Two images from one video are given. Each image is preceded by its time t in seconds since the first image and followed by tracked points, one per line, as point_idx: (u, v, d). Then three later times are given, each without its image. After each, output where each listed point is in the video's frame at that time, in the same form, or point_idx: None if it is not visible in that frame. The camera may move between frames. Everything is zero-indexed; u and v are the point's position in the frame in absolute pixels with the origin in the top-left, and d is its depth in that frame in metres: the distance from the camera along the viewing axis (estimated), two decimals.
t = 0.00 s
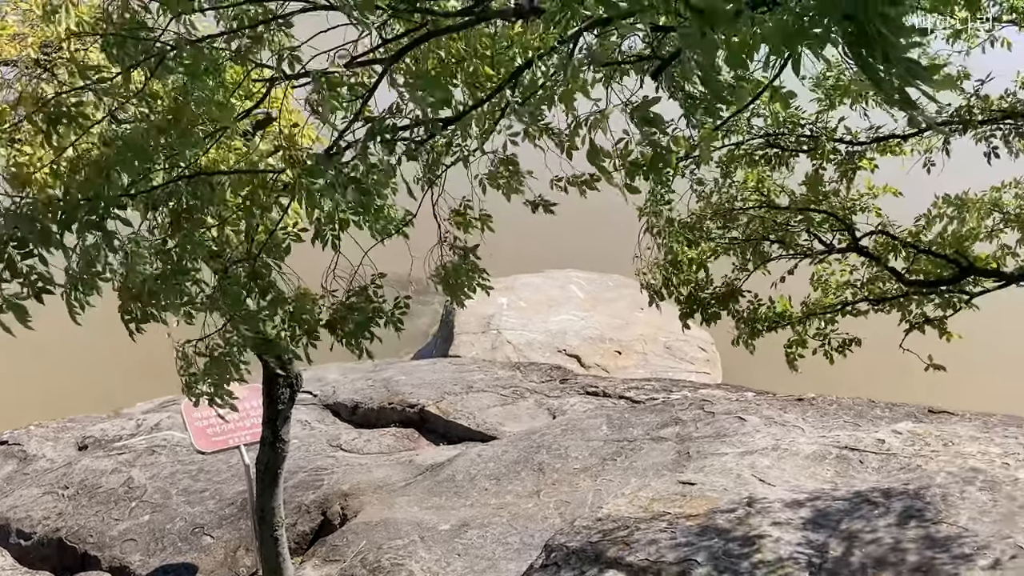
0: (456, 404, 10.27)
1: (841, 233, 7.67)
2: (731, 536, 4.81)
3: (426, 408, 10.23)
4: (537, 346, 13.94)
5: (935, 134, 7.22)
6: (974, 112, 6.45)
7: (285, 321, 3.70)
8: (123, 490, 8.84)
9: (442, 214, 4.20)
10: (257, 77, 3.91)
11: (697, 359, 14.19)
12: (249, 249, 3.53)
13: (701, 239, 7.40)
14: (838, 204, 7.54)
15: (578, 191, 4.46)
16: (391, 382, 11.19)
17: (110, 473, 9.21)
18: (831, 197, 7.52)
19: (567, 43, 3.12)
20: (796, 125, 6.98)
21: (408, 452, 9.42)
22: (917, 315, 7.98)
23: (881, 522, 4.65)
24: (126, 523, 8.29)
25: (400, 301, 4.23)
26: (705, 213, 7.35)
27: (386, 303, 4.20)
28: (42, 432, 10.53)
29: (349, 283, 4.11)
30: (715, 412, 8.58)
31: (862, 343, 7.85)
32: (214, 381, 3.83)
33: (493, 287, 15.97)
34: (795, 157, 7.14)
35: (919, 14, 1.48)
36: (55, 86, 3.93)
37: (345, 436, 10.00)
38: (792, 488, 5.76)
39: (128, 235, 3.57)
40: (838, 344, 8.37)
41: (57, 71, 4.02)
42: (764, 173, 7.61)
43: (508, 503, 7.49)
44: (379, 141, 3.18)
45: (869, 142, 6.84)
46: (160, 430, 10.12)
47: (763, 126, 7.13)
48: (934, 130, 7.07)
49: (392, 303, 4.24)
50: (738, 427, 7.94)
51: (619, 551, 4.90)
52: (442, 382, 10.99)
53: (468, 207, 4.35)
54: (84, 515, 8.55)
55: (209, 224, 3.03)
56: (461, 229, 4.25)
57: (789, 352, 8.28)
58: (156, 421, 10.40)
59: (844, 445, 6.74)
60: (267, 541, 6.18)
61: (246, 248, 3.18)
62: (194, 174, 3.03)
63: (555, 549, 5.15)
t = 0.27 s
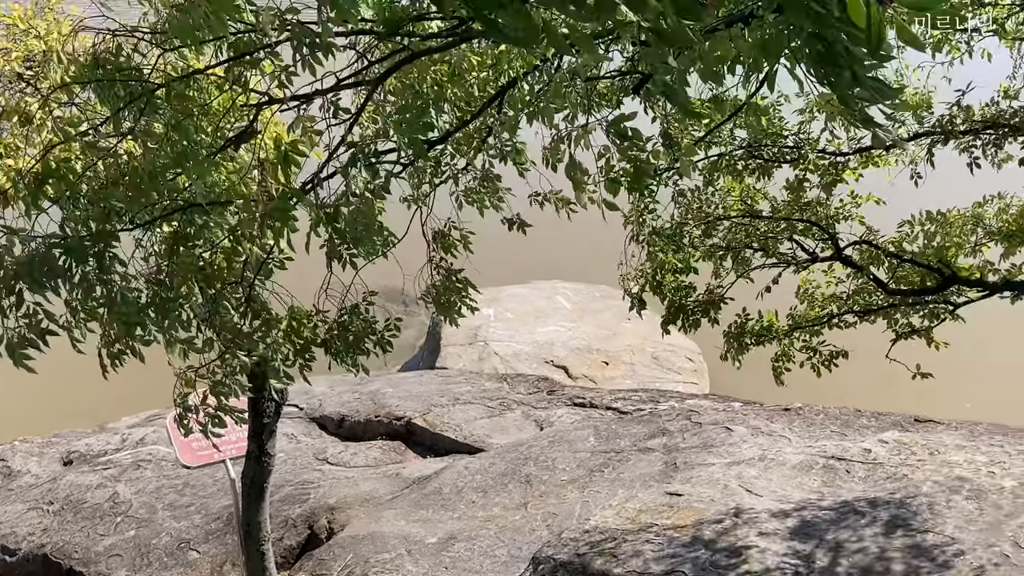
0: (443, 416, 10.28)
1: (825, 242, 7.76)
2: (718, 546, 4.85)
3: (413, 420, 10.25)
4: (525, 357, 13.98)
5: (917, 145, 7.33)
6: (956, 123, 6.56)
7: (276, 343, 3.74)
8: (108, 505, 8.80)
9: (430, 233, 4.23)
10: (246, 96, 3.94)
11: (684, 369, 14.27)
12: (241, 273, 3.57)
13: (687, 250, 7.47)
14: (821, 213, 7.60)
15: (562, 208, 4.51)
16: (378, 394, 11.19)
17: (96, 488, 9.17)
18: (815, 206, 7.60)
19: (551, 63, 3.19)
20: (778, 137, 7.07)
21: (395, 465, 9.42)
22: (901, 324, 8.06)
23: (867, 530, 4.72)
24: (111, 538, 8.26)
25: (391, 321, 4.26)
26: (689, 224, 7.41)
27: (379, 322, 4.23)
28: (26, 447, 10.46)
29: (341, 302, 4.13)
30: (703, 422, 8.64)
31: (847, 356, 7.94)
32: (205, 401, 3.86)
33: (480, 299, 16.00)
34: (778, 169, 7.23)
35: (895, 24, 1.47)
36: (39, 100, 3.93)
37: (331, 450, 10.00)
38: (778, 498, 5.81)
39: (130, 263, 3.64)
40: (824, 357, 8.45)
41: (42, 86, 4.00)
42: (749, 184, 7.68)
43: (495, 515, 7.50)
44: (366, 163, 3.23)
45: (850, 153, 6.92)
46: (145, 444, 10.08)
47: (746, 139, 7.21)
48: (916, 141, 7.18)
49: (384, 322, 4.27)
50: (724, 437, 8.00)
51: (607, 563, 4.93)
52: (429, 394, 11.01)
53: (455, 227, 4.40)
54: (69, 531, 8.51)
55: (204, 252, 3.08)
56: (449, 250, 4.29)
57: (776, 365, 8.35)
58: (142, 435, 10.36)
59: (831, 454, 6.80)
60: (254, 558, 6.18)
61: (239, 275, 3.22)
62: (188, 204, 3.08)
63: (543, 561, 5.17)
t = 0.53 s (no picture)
0: (432, 429, 10.30)
1: (811, 253, 7.84)
2: (707, 558, 4.89)
3: (402, 433, 10.26)
4: (513, 368, 14.00)
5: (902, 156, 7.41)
6: (940, 135, 6.64)
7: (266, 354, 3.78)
8: (96, 520, 8.76)
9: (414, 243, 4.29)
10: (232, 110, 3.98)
11: (673, 379, 14.32)
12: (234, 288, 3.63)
13: (673, 262, 7.53)
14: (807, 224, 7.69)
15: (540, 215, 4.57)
16: (367, 407, 11.20)
17: (84, 504, 9.13)
18: (799, 218, 7.67)
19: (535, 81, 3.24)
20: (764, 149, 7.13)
21: (385, 478, 9.43)
22: (888, 333, 8.14)
23: (852, 540, 4.77)
24: (99, 554, 8.22)
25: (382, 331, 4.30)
26: (675, 237, 7.47)
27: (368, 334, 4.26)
28: (13, 463, 10.41)
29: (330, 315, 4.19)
30: (692, 432, 8.68)
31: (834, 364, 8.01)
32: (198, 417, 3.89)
33: (468, 311, 16.03)
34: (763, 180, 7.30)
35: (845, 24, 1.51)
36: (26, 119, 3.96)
37: (320, 463, 9.99)
38: (766, 508, 5.86)
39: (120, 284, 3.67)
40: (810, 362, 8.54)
41: (29, 103, 4.01)
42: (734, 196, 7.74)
43: (485, 528, 7.50)
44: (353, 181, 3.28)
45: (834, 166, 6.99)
46: (133, 459, 10.04)
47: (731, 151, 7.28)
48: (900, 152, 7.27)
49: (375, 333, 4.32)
50: (713, 448, 8.05)
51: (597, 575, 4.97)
52: (417, 407, 11.01)
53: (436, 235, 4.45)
54: (57, 547, 8.48)
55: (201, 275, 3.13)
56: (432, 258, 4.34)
57: (762, 371, 8.41)
58: (130, 450, 10.32)
59: (819, 464, 6.85)
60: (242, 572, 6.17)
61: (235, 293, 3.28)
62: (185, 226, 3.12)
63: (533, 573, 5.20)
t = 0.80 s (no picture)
0: (422, 440, 10.29)
1: (799, 263, 7.90)
2: (698, 567, 4.90)
3: (392, 445, 10.25)
4: (504, 379, 14.00)
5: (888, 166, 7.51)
6: (926, 145, 6.72)
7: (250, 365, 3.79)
8: (85, 536, 8.71)
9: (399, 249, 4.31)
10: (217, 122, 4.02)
11: (663, 388, 14.34)
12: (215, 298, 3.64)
13: (661, 272, 7.57)
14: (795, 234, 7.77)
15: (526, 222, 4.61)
16: (356, 419, 11.18)
17: (72, 519, 9.07)
18: (786, 228, 7.74)
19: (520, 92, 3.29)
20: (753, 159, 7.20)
21: (375, 490, 9.40)
22: (877, 342, 8.19)
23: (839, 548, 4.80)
24: (88, 569, 8.17)
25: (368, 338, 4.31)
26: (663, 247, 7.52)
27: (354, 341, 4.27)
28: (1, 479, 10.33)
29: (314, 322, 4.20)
30: (682, 442, 8.70)
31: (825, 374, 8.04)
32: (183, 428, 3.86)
33: (458, 322, 16.04)
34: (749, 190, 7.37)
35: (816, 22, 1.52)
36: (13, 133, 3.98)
37: (310, 476, 9.96)
38: (756, 517, 5.89)
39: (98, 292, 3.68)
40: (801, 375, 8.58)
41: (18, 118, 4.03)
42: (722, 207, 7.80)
43: (476, 540, 7.46)
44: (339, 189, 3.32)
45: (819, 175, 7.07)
46: (122, 474, 9.99)
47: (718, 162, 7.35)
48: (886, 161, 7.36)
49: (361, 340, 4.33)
50: (704, 457, 8.07)
51: None
52: (407, 419, 11.00)
53: (423, 241, 4.48)
54: (45, 563, 8.42)
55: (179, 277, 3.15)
56: (416, 262, 4.37)
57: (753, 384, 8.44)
58: (118, 464, 10.26)
59: (809, 473, 6.88)
60: None
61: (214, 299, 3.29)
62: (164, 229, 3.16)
63: None
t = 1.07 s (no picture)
0: (412, 447, 10.26)
1: (787, 268, 7.93)
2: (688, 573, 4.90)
3: (381, 453, 10.21)
4: (492, 385, 13.98)
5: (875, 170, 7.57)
6: (912, 149, 6.78)
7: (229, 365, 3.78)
8: (72, 546, 8.64)
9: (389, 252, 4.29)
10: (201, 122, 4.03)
11: (652, 393, 14.33)
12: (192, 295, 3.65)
13: (649, 278, 7.59)
14: (782, 238, 7.80)
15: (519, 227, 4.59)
16: (345, 427, 11.14)
17: (59, 529, 9.00)
18: (773, 232, 7.78)
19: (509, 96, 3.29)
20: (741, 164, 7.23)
21: (365, 498, 9.37)
22: (865, 346, 8.23)
23: (826, 552, 4.82)
24: None
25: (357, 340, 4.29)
26: (651, 253, 7.54)
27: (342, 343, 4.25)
28: None
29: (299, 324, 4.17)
30: (671, 447, 8.71)
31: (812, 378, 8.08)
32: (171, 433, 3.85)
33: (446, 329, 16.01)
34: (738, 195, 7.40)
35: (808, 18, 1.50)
36: None
37: (298, 485, 9.91)
38: (745, 522, 5.90)
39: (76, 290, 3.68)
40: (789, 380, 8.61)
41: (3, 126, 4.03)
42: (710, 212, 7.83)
43: (466, 547, 7.43)
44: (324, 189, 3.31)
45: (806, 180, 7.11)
46: (109, 484, 9.92)
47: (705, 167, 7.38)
48: (873, 166, 7.42)
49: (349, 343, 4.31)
50: (693, 462, 8.08)
51: None
52: (396, 426, 10.97)
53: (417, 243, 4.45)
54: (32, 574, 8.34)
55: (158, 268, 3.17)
56: (410, 266, 4.34)
57: (741, 388, 8.45)
58: (106, 474, 10.19)
59: (798, 477, 6.90)
60: None
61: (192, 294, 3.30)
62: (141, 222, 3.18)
63: None
